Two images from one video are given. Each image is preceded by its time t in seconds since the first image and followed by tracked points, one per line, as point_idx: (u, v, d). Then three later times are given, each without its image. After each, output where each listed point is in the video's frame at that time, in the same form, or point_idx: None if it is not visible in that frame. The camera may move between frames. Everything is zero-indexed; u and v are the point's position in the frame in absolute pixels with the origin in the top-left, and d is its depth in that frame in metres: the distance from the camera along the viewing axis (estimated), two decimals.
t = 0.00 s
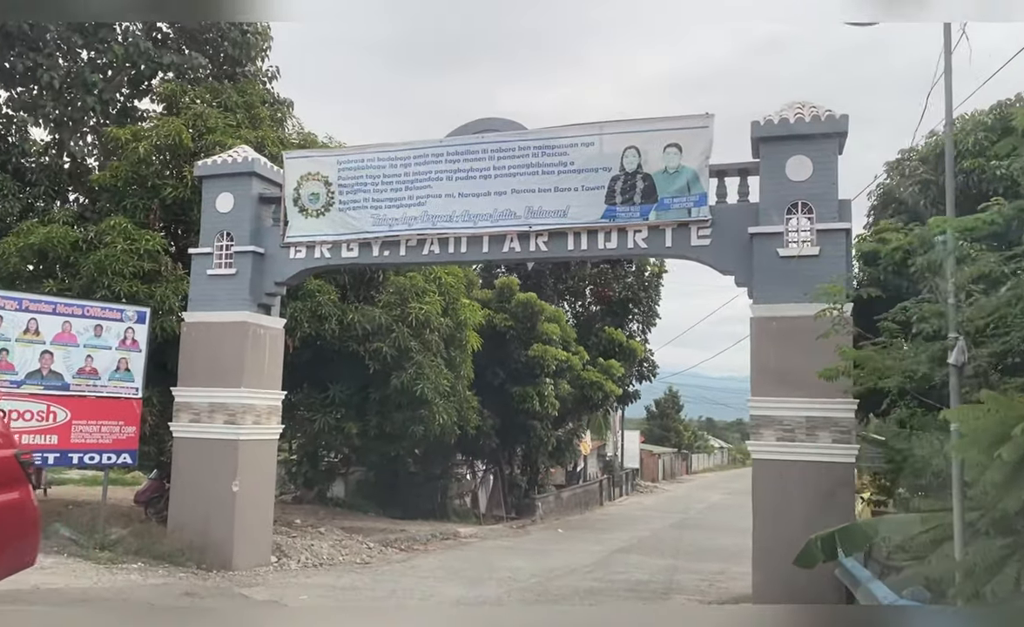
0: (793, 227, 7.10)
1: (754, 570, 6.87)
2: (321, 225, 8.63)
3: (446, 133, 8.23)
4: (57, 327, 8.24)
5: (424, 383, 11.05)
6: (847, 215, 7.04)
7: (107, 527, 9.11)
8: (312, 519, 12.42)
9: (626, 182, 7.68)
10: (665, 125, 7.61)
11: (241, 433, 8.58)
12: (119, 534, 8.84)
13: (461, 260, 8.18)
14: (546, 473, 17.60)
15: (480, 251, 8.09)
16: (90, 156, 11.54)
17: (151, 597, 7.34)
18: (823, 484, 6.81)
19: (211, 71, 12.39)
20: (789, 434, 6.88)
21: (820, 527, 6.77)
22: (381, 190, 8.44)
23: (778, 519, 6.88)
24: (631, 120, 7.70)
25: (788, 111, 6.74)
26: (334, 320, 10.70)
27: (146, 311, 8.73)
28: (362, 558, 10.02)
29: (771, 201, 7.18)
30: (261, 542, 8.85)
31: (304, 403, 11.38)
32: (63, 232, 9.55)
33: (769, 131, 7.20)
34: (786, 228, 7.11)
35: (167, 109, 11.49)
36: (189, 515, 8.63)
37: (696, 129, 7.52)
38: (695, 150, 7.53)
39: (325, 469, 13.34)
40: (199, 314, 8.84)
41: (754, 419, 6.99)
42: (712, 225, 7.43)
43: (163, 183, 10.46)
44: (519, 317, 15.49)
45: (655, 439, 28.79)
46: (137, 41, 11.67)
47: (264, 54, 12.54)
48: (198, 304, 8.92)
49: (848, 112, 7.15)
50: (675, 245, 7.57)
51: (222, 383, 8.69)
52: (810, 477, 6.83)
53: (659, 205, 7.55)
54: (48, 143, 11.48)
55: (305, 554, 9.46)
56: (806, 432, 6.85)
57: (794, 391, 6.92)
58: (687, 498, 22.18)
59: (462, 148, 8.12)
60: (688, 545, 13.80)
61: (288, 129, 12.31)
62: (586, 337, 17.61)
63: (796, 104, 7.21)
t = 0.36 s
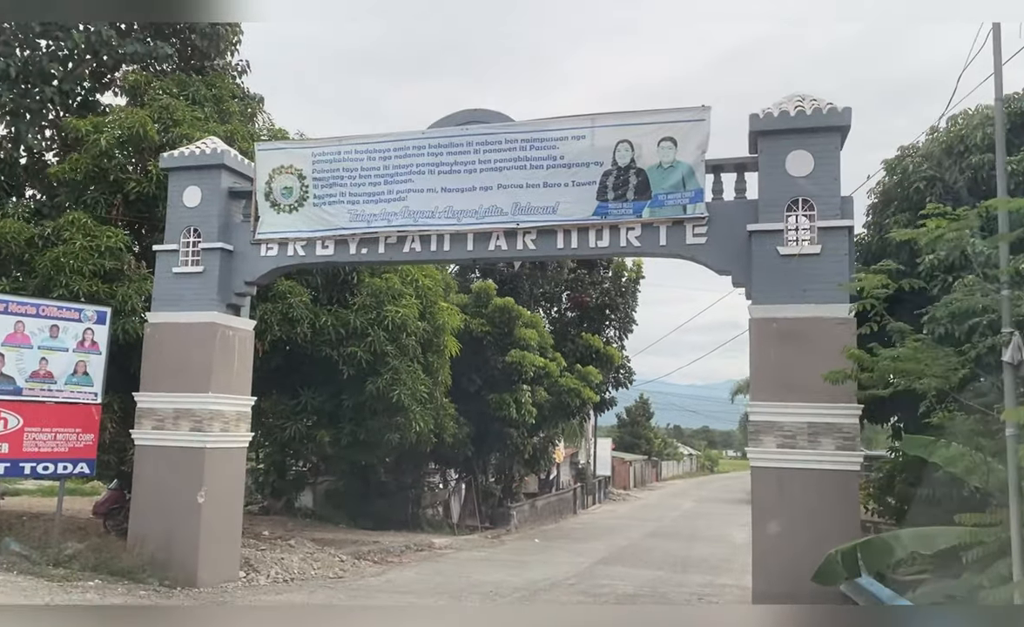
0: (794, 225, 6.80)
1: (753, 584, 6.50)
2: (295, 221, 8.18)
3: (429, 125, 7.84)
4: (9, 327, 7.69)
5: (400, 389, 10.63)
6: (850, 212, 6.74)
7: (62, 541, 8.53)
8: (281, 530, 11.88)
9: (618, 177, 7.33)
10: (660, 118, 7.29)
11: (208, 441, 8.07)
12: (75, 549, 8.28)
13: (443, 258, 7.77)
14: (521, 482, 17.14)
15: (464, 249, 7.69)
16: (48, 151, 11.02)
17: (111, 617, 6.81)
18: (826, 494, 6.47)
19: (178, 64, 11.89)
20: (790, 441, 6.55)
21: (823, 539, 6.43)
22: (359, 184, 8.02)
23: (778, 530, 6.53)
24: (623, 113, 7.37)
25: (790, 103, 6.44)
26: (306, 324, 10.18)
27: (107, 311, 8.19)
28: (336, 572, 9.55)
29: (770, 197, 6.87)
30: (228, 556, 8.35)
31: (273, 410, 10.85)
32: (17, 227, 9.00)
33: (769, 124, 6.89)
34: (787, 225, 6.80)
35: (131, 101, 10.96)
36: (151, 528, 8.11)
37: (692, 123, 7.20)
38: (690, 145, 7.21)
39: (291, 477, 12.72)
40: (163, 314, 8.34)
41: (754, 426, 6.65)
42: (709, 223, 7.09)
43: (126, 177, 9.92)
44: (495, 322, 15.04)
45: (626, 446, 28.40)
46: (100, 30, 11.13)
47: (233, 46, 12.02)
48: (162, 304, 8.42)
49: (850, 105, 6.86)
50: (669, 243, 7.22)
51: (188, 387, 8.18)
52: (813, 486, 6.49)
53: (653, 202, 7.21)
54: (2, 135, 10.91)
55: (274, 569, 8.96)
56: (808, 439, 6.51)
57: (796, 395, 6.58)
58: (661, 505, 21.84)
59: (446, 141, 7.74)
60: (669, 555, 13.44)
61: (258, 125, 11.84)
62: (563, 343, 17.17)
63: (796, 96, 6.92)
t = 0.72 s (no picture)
0: (799, 223, 6.49)
1: (757, 602, 6.14)
2: (271, 218, 7.76)
3: (413, 118, 7.47)
4: None
5: (380, 397, 10.24)
6: (857, 210, 6.46)
7: (18, 559, 8.00)
8: (252, 543, 11.36)
9: (613, 173, 7.00)
10: (656, 111, 6.97)
11: (177, 451, 7.59)
12: (31, 568, 7.75)
13: (428, 258, 7.39)
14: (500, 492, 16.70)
15: (450, 248, 7.32)
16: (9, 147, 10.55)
17: None
18: (834, 505, 6.15)
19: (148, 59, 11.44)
20: (796, 450, 6.22)
21: (830, 554, 6.10)
22: (339, 180, 7.62)
23: (783, 545, 6.19)
24: (618, 106, 7.04)
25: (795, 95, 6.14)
26: (280, 327, 9.76)
27: (68, 312, 7.71)
28: (312, 589, 9.10)
29: (773, 194, 6.56)
30: (199, 572, 7.88)
31: (245, 419, 10.39)
32: None
33: (771, 119, 6.59)
34: (791, 224, 6.49)
35: (98, 95, 10.49)
36: (116, 545, 7.62)
37: (689, 117, 6.89)
38: (688, 140, 6.89)
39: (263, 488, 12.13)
40: (129, 316, 7.87)
41: (758, 434, 6.32)
42: (708, 221, 6.78)
43: (92, 173, 9.44)
44: (475, 329, 14.59)
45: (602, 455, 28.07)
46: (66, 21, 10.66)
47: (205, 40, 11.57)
48: (128, 306, 7.94)
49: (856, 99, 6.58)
50: (666, 242, 6.89)
51: (156, 394, 7.71)
52: (820, 498, 6.17)
53: (650, 199, 6.89)
54: None
55: (247, 586, 8.49)
56: (814, 447, 6.19)
57: (801, 402, 6.26)
58: (640, 515, 21.50)
59: (432, 134, 7.38)
60: (654, 567, 13.09)
61: (232, 121, 11.40)
62: (543, 350, 16.78)
63: (799, 89, 6.62)
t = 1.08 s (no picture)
0: (808, 221, 6.20)
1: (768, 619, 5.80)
2: (251, 216, 7.37)
3: (402, 112, 7.13)
4: None
5: (364, 405, 9.84)
6: (868, 208, 6.17)
7: None
8: (229, 558, 10.87)
9: (612, 169, 6.68)
10: (657, 105, 6.67)
11: (150, 463, 7.17)
12: None
13: (417, 258, 7.03)
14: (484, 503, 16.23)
15: (441, 247, 6.96)
16: None
17: None
18: (847, 517, 5.85)
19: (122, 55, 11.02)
20: (807, 459, 5.92)
21: (844, 568, 5.79)
22: (323, 176, 7.24)
23: (795, 558, 5.87)
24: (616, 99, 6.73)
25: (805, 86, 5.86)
26: (259, 331, 9.42)
27: (34, 315, 7.25)
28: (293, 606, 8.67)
29: (781, 190, 6.27)
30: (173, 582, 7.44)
31: (222, 428, 9.94)
32: None
33: (778, 112, 6.31)
34: (800, 222, 6.20)
35: (68, 90, 10.04)
36: (84, 562, 7.18)
37: (691, 111, 6.60)
38: (690, 135, 6.59)
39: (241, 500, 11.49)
40: (99, 319, 7.43)
41: (767, 442, 6.01)
42: (712, 220, 6.47)
43: (61, 170, 9.00)
44: (459, 335, 14.14)
45: (584, 465, 27.66)
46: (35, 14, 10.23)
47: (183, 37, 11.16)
48: (98, 309, 7.51)
49: (866, 91, 6.30)
50: (668, 242, 6.58)
51: (127, 402, 7.28)
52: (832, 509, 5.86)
53: (651, 196, 6.57)
54: None
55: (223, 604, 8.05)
56: (827, 457, 5.89)
57: (812, 408, 5.95)
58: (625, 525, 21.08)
59: (421, 128, 7.04)
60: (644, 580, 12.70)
61: (209, 120, 10.99)
62: (527, 356, 16.35)
63: (807, 81, 6.34)
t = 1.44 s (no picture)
0: (824, 219, 5.96)
1: None
2: (240, 217, 7.05)
3: (397, 107, 6.82)
4: None
5: (355, 414, 9.50)
6: (886, 206, 5.93)
7: None
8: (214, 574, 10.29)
9: (618, 166, 6.40)
10: (664, 99, 6.40)
11: (132, 476, 6.80)
12: None
13: (414, 260, 6.72)
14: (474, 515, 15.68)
15: (439, 249, 6.66)
16: None
17: None
18: (869, 531, 5.57)
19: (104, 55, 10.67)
20: (827, 469, 5.65)
21: (868, 584, 5.51)
22: (314, 174, 6.92)
23: (815, 574, 5.59)
24: (622, 93, 6.45)
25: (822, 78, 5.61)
26: (247, 338, 9.10)
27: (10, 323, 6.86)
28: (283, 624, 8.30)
29: (795, 187, 6.02)
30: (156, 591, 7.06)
31: (208, 439, 9.55)
32: None
33: (792, 107, 6.05)
34: (815, 220, 5.95)
35: (47, 89, 9.68)
36: (61, 579, 6.80)
37: (701, 105, 6.33)
38: (700, 131, 6.32)
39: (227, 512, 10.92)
40: (79, 325, 7.07)
41: (784, 452, 5.74)
42: (723, 219, 6.21)
43: (39, 170, 8.63)
44: (450, 342, 13.64)
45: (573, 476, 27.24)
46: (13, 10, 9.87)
47: (167, 39, 10.80)
48: (78, 314, 7.15)
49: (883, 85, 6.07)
50: (677, 243, 6.30)
51: (108, 412, 6.91)
52: (853, 523, 5.59)
53: (658, 194, 6.29)
54: None
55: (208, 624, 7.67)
56: (847, 466, 5.63)
57: (832, 415, 5.69)
58: (616, 535, 20.65)
59: (417, 125, 6.75)
60: (641, 593, 12.33)
61: (194, 121, 10.65)
62: (518, 365, 15.64)
63: (822, 74, 6.10)
